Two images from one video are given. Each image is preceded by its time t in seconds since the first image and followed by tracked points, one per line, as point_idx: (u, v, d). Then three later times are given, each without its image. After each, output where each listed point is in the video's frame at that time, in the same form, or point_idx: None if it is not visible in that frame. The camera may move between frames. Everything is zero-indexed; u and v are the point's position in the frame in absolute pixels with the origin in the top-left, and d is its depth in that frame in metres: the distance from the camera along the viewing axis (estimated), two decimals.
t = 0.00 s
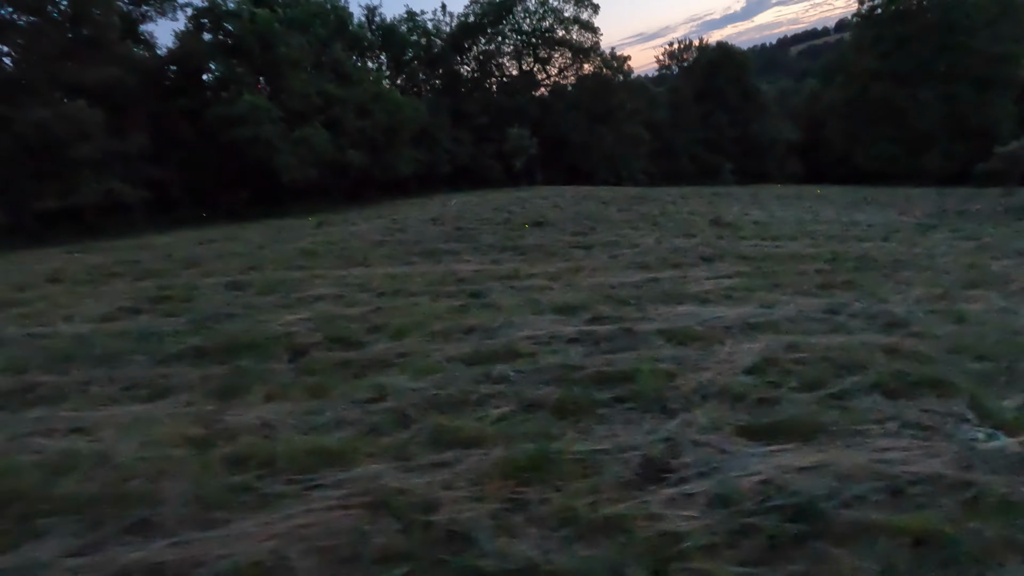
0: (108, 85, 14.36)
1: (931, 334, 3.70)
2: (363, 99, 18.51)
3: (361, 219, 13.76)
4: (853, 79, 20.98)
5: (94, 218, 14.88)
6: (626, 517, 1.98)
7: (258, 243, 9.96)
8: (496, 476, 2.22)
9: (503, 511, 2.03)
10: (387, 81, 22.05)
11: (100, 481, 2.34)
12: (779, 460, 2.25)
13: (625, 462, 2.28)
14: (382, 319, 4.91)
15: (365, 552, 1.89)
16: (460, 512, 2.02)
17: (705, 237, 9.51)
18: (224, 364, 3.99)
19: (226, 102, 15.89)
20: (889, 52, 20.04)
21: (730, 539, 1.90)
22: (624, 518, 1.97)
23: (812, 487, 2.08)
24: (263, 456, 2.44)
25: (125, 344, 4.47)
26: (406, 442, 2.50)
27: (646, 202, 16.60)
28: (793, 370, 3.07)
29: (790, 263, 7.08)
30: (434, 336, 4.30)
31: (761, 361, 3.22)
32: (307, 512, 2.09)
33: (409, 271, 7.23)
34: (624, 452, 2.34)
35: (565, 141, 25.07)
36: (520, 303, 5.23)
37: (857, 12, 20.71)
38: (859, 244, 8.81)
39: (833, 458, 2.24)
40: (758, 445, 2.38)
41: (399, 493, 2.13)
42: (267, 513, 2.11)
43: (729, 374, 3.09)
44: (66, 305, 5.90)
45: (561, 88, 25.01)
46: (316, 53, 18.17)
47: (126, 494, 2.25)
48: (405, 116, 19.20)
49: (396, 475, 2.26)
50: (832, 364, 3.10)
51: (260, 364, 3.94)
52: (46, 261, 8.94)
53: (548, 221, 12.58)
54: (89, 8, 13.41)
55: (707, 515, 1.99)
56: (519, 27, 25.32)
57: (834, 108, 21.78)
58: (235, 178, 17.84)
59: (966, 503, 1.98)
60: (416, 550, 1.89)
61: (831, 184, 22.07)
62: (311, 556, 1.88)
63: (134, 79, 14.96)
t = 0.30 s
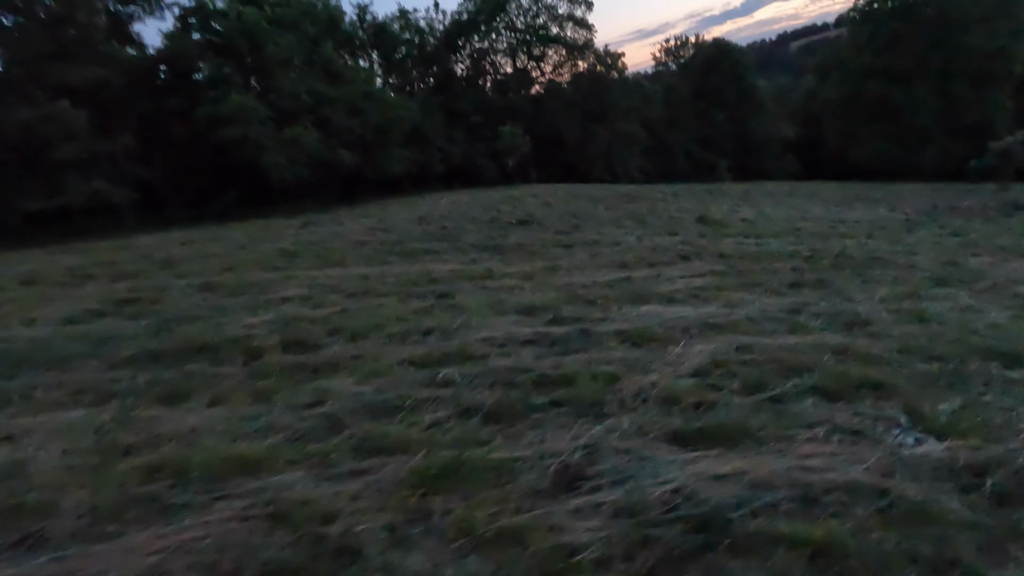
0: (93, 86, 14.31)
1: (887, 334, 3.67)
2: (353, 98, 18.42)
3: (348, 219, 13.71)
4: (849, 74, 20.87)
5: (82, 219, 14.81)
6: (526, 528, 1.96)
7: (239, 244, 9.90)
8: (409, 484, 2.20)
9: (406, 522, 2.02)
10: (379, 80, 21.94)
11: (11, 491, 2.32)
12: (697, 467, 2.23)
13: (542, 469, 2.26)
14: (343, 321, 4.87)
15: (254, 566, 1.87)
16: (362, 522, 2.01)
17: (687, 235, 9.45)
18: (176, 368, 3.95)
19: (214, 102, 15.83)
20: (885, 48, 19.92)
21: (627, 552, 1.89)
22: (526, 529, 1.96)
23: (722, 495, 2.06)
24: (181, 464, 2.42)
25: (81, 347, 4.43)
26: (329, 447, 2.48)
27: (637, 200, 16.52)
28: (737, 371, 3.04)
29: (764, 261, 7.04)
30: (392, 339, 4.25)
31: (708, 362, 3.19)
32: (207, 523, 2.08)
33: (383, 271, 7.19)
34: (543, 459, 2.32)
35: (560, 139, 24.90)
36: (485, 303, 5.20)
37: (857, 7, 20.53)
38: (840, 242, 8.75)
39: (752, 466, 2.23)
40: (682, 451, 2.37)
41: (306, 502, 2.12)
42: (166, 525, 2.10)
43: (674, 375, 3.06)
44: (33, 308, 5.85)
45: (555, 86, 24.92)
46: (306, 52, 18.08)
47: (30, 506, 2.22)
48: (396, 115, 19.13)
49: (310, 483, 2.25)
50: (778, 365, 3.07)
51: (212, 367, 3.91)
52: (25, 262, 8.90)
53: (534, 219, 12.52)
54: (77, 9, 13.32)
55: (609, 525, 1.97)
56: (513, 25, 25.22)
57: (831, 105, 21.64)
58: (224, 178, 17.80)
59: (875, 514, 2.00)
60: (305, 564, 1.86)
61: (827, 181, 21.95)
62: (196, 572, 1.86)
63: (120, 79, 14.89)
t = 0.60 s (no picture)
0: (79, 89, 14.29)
1: (840, 340, 3.64)
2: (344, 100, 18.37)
3: (335, 221, 13.67)
4: (843, 75, 20.83)
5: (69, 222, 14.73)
6: (416, 544, 1.98)
7: (220, 247, 9.85)
8: (314, 498, 2.22)
9: (301, 536, 2.04)
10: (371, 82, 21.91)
11: None
12: (606, 480, 2.27)
13: (454, 481, 2.30)
14: (304, 325, 4.83)
15: None
16: (254, 537, 2.03)
17: (667, 237, 9.40)
18: (127, 374, 3.92)
19: (201, 105, 15.79)
20: (878, 48, 19.87)
21: (516, 566, 1.91)
22: (418, 545, 1.98)
23: (621, 509, 2.09)
24: (97, 477, 2.43)
25: (36, 353, 4.39)
26: (247, 457, 2.51)
27: (627, 201, 16.49)
28: (677, 378, 3.07)
29: (737, 263, 7.02)
30: (349, 344, 4.22)
31: (650, 368, 3.19)
32: (97, 539, 2.09)
33: (356, 274, 7.16)
34: (457, 470, 2.36)
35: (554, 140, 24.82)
36: (450, 306, 5.17)
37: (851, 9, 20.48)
38: (821, 244, 8.72)
39: (663, 479, 2.27)
40: (599, 463, 2.42)
41: (204, 515, 2.15)
42: (67, 539, 2.12)
43: (614, 382, 3.06)
44: None
45: (549, 88, 24.87)
46: (296, 54, 18.03)
47: None
48: (387, 118, 19.08)
49: (217, 497, 2.27)
50: (719, 372, 3.09)
51: (162, 375, 3.87)
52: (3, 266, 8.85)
53: (520, 221, 12.49)
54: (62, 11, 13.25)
55: (504, 540, 1.99)
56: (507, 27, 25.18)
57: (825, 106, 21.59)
58: (213, 181, 17.78)
59: (778, 528, 2.03)
60: None
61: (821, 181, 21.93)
62: None
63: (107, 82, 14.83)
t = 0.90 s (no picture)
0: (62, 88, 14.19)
1: (792, 341, 3.65)
2: (332, 98, 18.25)
3: (320, 221, 13.60)
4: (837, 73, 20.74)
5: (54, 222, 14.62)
6: (305, 555, 2.03)
7: (198, 247, 9.77)
8: (216, 505, 2.29)
9: (194, 546, 2.09)
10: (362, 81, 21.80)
11: None
12: (514, 486, 2.35)
13: (365, 487, 2.37)
14: (264, 326, 4.77)
15: None
16: (142, 548, 2.07)
17: (647, 236, 9.36)
18: (74, 377, 3.88)
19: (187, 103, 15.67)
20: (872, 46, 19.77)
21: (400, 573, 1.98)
22: (307, 555, 2.03)
23: (518, 517, 2.16)
24: (12, 486, 2.43)
25: None
26: (166, 463, 2.56)
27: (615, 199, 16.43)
28: (617, 379, 3.17)
29: (712, 262, 6.96)
30: (304, 346, 4.19)
31: (593, 369, 3.27)
32: None
33: (328, 274, 7.11)
34: (370, 476, 2.43)
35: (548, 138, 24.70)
36: (413, 306, 5.13)
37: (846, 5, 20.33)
38: (801, 242, 8.69)
39: (570, 486, 2.34)
40: (515, 468, 2.49)
41: (103, 523, 2.20)
42: None
43: (552, 384, 3.13)
44: None
45: (543, 86, 24.74)
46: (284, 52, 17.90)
47: None
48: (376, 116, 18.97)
49: (124, 504, 2.32)
50: (658, 374, 3.20)
51: (110, 377, 3.83)
52: None
53: (505, 220, 12.44)
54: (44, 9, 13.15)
55: (396, 549, 2.05)
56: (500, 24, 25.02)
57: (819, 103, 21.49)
58: (200, 180, 17.70)
59: (677, 536, 2.08)
60: None
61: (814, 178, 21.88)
62: None
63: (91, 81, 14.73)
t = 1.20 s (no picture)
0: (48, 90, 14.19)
1: (746, 347, 3.64)
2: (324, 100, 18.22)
3: (308, 223, 13.56)
4: (831, 75, 20.71)
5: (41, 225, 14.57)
6: (192, 568, 2.04)
7: (181, 249, 9.73)
8: (120, 515, 2.32)
9: (83, 558, 2.12)
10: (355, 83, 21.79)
11: None
12: (424, 496, 2.38)
13: (271, 497, 2.40)
14: (225, 331, 4.74)
15: None
16: (31, 559, 2.11)
17: (630, 239, 9.32)
18: (24, 382, 3.85)
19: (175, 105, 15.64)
20: (865, 48, 19.75)
21: None
22: (195, 569, 2.04)
23: (414, 529, 2.18)
24: None
25: None
26: (85, 473, 2.59)
27: (606, 202, 16.39)
28: (557, 387, 3.19)
29: (689, 266, 6.92)
30: (259, 351, 4.16)
31: (536, 377, 3.29)
32: None
33: (303, 278, 7.07)
34: (280, 487, 2.46)
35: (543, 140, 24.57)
36: (378, 310, 5.10)
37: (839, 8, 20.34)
38: (784, 245, 8.65)
39: (479, 497, 2.35)
40: (428, 479, 2.50)
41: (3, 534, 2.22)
42: None
43: (490, 394, 3.15)
44: None
45: (538, 88, 24.69)
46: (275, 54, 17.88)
47: None
48: (368, 118, 18.93)
49: (32, 513, 2.34)
50: (599, 382, 3.23)
51: (60, 382, 3.80)
52: None
53: (492, 222, 12.38)
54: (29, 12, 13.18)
55: (284, 563, 2.06)
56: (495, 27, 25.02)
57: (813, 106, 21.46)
58: (190, 182, 17.70)
59: (573, 550, 2.09)
60: None
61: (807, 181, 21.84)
62: None
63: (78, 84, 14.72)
